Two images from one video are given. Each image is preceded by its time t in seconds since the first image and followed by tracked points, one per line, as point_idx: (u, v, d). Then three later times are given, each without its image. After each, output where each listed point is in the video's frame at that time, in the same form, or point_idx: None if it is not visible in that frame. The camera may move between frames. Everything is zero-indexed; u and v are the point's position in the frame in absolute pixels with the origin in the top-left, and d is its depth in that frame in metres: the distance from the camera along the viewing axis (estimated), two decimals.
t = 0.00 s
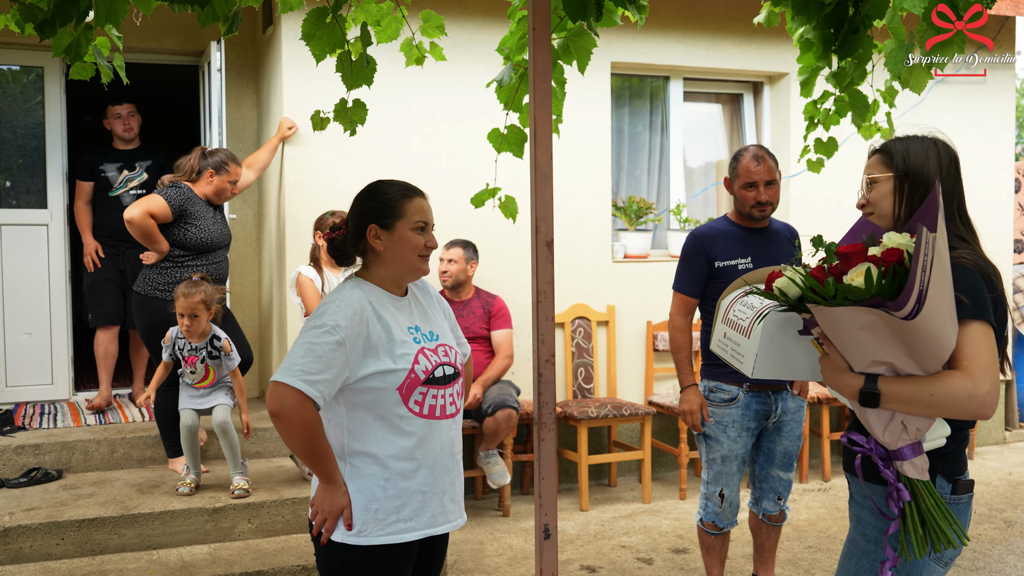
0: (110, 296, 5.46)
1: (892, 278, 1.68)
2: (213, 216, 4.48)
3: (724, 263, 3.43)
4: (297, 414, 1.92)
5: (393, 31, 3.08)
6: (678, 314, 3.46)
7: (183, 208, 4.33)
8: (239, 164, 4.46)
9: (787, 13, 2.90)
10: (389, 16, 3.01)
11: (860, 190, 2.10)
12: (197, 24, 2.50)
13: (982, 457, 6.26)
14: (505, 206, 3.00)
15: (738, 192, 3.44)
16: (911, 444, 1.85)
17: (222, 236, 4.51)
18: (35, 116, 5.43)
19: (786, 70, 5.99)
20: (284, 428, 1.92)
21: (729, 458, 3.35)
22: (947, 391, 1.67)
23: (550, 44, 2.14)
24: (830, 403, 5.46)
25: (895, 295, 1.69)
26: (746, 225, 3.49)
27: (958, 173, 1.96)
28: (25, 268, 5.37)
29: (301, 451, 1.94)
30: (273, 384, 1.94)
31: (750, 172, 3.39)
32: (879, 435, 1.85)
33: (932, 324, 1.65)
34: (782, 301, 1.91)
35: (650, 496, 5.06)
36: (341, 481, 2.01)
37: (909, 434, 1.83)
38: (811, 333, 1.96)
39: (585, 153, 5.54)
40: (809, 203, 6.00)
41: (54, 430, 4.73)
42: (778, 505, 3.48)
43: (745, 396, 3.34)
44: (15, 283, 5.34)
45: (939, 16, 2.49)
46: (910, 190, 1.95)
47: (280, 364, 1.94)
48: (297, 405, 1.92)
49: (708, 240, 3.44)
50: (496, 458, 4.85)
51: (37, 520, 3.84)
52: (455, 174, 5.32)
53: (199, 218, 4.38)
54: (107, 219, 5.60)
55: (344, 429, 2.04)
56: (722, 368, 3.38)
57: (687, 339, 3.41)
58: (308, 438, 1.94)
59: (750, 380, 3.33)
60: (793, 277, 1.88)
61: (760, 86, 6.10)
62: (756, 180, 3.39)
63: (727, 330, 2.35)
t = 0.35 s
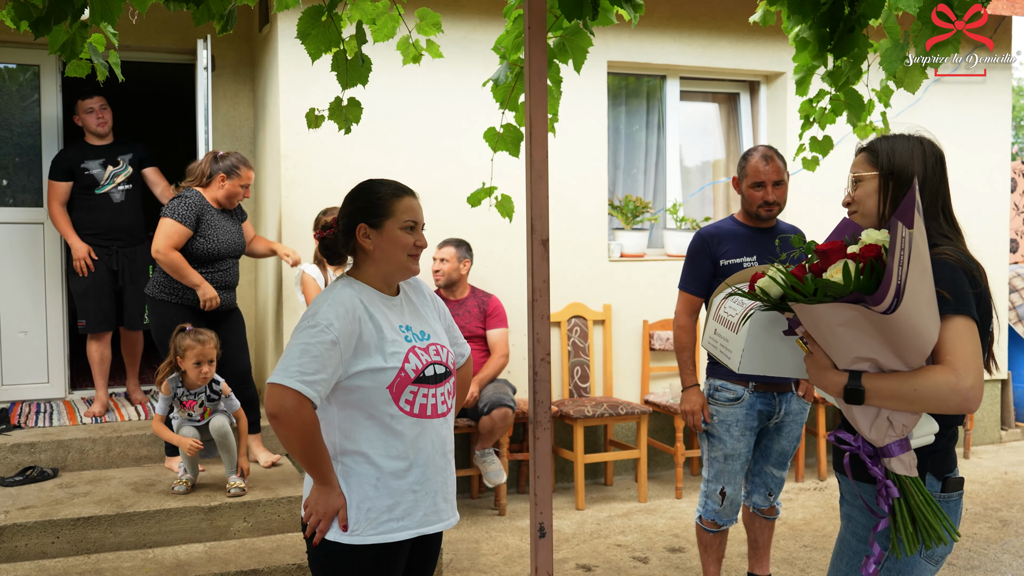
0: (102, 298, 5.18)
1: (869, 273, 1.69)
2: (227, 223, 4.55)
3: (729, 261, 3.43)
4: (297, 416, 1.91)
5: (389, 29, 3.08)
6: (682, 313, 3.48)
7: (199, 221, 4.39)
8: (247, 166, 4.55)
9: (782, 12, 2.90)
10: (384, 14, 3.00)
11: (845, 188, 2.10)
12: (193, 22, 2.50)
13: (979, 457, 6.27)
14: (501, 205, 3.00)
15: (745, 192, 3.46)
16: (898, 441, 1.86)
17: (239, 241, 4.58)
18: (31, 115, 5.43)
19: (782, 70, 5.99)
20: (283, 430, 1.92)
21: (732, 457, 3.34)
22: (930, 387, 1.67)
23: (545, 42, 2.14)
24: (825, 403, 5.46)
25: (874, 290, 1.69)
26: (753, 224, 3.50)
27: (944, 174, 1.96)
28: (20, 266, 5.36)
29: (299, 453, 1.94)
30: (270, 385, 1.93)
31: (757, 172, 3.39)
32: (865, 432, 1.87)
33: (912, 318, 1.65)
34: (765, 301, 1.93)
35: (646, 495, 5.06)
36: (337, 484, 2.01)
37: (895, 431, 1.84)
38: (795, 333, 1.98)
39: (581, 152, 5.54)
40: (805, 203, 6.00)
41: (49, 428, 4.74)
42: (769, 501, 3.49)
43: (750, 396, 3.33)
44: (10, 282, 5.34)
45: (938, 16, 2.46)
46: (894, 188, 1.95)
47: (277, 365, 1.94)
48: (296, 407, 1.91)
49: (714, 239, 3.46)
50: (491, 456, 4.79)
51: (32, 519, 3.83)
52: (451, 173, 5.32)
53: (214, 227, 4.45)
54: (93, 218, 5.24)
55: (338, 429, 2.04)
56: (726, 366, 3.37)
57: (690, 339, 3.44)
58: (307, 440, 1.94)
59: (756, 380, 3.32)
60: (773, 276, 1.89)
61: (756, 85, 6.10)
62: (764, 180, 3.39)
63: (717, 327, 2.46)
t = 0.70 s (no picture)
0: (91, 305, 5.07)
1: (873, 277, 1.70)
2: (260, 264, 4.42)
3: (727, 261, 3.43)
4: (286, 419, 1.92)
5: (387, 30, 3.08)
6: (682, 314, 3.49)
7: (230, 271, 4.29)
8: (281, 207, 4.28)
9: (779, 13, 2.90)
10: (382, 15, 3.00)
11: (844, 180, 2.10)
12: (190, 23, 2.50)
13: (975, 457, 6.28)
14: (498, 205, 3.00)
15: (744, 193, 3.46)
16: (904, 444, 1.85)
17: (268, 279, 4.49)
18: (28, 116, 5.43)
19: (779, 71, 6.00)
20: (273, 433, 1.92)
21: (730, 458, 3.34)
22: (936, 387, 1.67)
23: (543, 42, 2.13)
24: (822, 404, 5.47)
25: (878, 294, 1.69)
26: (752, 225, 3.50)
27: (944, 173, 1.96)
28: (17, 267, 5.36)
29: (290, 456, 1.94)
30: (260, 389, 1.93)
31: (756, 173, 3.39)
32: (871, 437, 1.86)
33: (916, 322, 1.65)
34: (767, 310, 1.94)
35: (643, 495, 5.07)
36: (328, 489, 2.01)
37: (902, 434, 1.84)
38: (796, 339, 1.97)
39: (579, 153, 5.54)
40: (802, 204, 6.01)
41: (46, 429, 4.73)
42: (768, 502, 3.49)
43: (749, 397, 3.32)
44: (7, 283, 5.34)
45: (939, 17, 2.44)
46: (895, 187, 1.96)
47: (265, 369, 1.94)
48: (286, 410, 1.92)
49: (712, 239, 3.46)
50: (487, 457, 4.82)
51: (29, 520, 3.83)
52: (448, 174, 5.32)
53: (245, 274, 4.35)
54: (80, 222, 5.16)
55: (328, 432, 2.04)
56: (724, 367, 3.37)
57: (689, 339, 3.45)
58: (298, 445, 1.94)
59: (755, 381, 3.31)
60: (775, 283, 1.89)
61: (753, 86, 6.11)
62: (762, 181, 3.39)
63: (711, 332, 2.52)
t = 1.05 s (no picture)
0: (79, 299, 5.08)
1: (877, 281, 1.69)
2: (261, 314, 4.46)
3: (724, 261, 3.43)
4: (268, 421, 1.92)
5: (384, 30, 3.04)
6: (680, 315, 3.47)
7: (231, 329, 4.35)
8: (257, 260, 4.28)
9: (778, 12, 2.89)
10: (379, 14, 2.97)
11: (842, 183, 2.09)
12: (188, 23, 2.49)
13: (974, 457, 6.28)
14: (496, 204, 2.99)
15: (740, 193, 3.46)
16: (905, 445, 1.85)
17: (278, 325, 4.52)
18: (26, 115, 5.43)
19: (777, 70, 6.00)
20: (255, 434, 1.93)
21: (729, 458, 3.34)
22: (938, 390, 1.67)
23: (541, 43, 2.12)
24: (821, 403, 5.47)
25: (882, 298, 1.69)
26: (748, 226, 3.50)
27: (943, 174, 1.95)
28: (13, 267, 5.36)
29: (271, 457, 1.95)
30: (244, 388, 1.94)
31: (751, 173, 3.40)
32: (872, 439, 1.86)
33: (920, 326, 1.65)
34: (769, 312, 1.93)
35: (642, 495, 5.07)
36: (312, 490, 2.02)
37: (903, 436, 1.84)
38: (796, 341, 1.97)
39: (578, 152, 5.53)
40: (801, 203, 6.01)
41: (44, 430, 4.73)
42: (766, 502, 3.48)
43: (748, 397, 3.32)
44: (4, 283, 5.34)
45: (939, 16, 2.42)
46: (895, 190, 1.95)
47: (249, 370, 1.94)
48: (267, 411, 1.92)
49: (709, 240, 3.45)
50: (486, 456, 4.82)
51: (27, 520, 3.83)
52: (447, 174, 5.31)
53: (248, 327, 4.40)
54: (61, 222, 5.14)
55: (314, 433, 2.04)
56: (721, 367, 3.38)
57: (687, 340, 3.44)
58: (280, 445, 1.95)
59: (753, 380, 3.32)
60: (777, 286, 1.88)
61: (752, 85, 6.10)
62: (757, 181, 3.40)
63: (709, 338, 2.51)
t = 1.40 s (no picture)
0: (49, 303, 5.08)
1: (878, 277, 1.68)
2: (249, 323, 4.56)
3: (722, 262, 3.43)
4: (250, 426, 1.92)
5: (384, 29, 3.05)
6: (677, 316, 3.47)
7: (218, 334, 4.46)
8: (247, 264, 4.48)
9: (778, 12, 2.89)
10: (379, 14, 2.98)
11: (845, 179, 2.09)
12: (187, 23, 2.49)
13: (974, 457, 6.28)
14: (495, 205, 2.98)
15: (741, 196, 3.46)
16: (902, 444, 1.85)
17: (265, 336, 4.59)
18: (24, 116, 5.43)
19: (777, 70, 6.00)
20: (237, 439, 1.93)
21: (729, 458, 3.34)
22: (937, 389, 1.67)
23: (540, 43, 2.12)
24: (820, 403, 5.47)
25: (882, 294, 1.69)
26: (748, 227, 3.51)
27: (946, 171, 1.96)
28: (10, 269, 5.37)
29: (254, 461, 1.95)
30: (226, 393, 1.93)
31: (754, 178, 3.38)
32: (870, 437, 1.86)
33: (921, 324, 1.65)
34: (769, 307, 1.92)
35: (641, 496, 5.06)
36: (298, 496, 2.01)
37: (900, 434, 1.84)
38: (797, 337, 1.97)
39: (577, 153, 5.53)
40: (800, 203, 6.01)
41: (43, 431, 4.72)
42: (766, 502, 3.48)
43: (747, 397, 3.33)
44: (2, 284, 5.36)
45: (939, 16, 2.42)
46: (899, 190, 1.96)
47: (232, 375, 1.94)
48: (249, 416, 1.92)
49: (707, 241, 3.45)
50: (485, 456, 4.82)
51: (26, 521, 3.82)
52: (446, 174, 5.31)
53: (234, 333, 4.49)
54: (43, 221, 5.15)
55: (301, 438, 2.04)
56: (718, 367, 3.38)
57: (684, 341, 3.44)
58: (263, 450, 1.95)
59: (752, 380, 3.33)
60: (778, 280, 1.87)
61: (751, 86, 6.11)
62: (760, 186, 3.39)
63: (708, 326, 2.42)
